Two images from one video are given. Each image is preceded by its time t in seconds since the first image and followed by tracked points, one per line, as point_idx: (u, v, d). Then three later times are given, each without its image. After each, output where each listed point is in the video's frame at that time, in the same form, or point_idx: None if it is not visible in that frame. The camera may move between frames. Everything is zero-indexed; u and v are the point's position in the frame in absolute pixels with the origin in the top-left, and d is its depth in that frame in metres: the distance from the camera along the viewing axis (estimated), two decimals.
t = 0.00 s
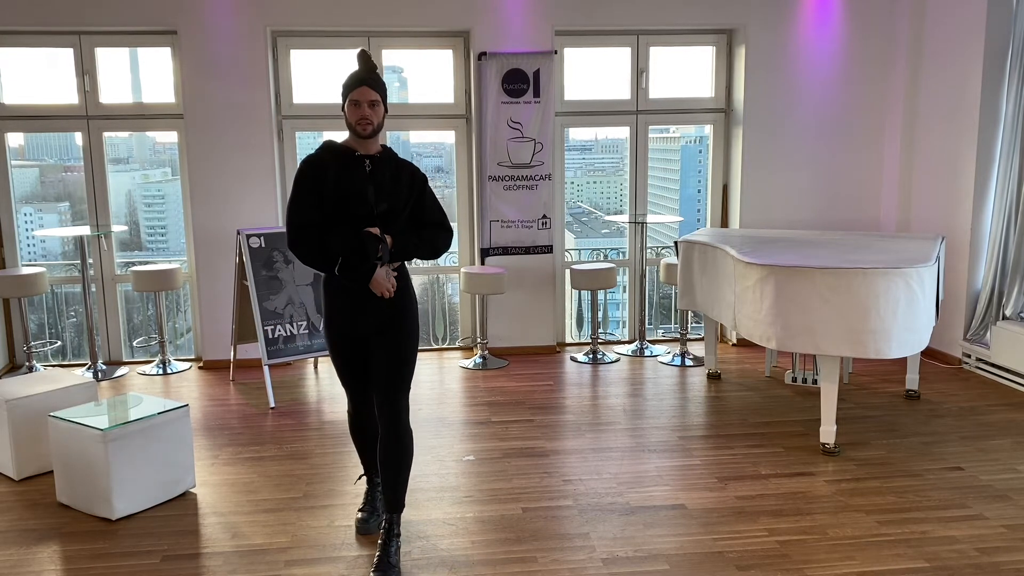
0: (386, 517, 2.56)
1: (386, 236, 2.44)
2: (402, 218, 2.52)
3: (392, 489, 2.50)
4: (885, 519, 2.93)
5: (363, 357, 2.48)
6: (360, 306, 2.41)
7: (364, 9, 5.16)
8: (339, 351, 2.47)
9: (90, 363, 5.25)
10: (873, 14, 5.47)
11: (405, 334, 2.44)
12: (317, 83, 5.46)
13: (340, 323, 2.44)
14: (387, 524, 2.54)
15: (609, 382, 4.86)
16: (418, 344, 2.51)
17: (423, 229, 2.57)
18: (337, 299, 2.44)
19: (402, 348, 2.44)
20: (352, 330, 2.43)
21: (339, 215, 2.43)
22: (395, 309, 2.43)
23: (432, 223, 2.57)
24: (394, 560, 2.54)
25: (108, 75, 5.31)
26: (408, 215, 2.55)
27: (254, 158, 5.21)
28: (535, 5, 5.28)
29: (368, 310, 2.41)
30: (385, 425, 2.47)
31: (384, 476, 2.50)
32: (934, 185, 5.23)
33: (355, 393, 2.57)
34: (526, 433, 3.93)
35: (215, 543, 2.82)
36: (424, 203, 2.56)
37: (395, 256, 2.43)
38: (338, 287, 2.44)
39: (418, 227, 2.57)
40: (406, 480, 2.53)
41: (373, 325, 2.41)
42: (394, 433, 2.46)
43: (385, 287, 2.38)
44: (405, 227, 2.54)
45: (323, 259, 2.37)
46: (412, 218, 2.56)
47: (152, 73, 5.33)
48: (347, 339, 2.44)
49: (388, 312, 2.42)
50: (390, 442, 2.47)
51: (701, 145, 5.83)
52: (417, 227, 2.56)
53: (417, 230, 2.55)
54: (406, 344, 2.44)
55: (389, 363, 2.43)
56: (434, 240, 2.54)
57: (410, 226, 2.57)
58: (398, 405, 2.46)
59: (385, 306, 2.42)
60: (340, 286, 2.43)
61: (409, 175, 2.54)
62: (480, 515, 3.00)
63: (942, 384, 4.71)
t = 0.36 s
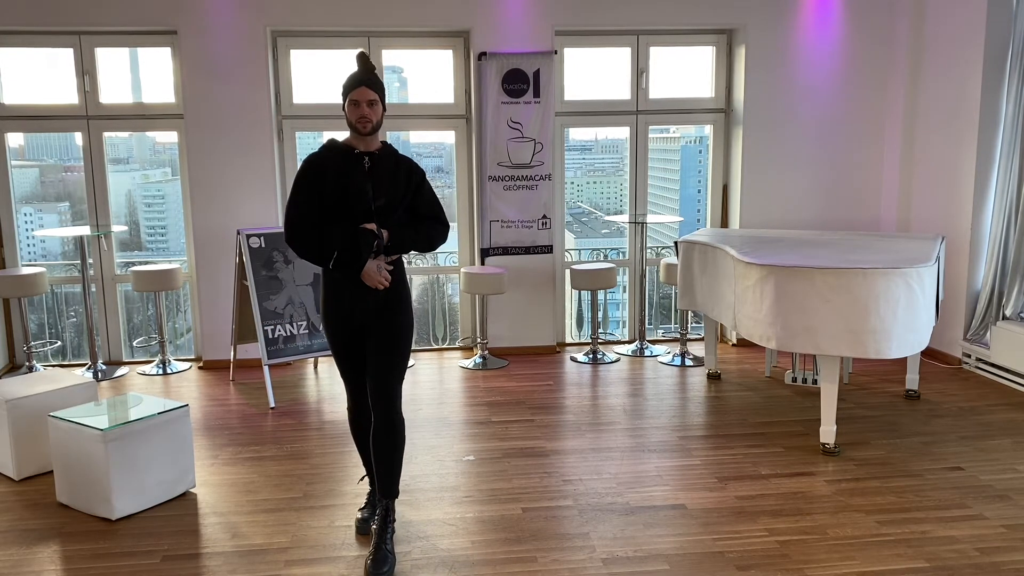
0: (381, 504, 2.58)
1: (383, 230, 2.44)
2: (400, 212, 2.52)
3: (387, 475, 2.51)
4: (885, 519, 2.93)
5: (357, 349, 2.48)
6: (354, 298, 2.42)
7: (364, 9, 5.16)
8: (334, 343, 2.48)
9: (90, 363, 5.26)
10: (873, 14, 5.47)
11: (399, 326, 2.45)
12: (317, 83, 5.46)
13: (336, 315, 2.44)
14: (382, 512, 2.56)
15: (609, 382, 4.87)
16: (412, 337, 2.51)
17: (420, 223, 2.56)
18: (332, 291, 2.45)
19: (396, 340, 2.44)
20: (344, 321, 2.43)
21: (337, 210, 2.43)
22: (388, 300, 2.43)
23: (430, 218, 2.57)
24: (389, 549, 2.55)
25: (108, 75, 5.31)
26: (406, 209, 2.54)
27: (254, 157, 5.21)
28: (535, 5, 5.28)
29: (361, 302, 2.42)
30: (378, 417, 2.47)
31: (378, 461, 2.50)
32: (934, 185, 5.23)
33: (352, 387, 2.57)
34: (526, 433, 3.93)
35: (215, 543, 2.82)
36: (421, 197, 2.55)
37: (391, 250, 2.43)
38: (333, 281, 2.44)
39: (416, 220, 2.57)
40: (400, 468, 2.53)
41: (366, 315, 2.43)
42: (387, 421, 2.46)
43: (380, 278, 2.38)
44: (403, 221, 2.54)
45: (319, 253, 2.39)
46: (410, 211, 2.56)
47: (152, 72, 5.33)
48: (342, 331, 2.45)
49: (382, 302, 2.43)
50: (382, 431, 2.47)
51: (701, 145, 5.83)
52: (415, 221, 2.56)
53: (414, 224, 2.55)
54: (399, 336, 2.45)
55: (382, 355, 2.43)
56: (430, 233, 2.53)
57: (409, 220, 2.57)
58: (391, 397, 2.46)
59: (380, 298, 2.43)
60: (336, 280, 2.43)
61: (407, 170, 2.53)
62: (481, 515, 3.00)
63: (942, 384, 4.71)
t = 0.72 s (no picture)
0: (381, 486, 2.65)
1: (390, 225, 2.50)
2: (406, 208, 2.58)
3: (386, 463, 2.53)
4: (885, 519, 2.93)
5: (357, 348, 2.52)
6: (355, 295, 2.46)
7: (364, 9, 5.16)
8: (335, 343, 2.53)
9: (90, 363, 5.26)
10: (873, 14, 5.47)
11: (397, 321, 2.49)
12: (317, 83, 5.46)
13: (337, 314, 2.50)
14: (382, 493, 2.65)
15: (609, 382, 4.86)
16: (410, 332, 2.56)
17: (426, 218, 2.63)
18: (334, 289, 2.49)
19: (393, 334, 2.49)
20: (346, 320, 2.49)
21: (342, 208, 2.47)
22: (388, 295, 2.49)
23: (436, 214, 2.64)
24: (394, 524, 2.69)
25: (108, 75, 5.31)
26: (411, 206, 2.61)
27: (254, 157, 5.21)
28: (535, 5, 5.28)
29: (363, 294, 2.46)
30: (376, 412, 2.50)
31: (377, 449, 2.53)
32: (934, 185, 5.23)
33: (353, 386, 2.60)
34: (526, 433, 3.93)
35: (215, 543, 2.82)
36: (427, 193, 2.62)
37: (397, 243, 2.49)
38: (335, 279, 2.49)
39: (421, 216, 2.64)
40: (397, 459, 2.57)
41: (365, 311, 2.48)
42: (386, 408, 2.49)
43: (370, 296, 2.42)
44: (408, 216, 2.60)
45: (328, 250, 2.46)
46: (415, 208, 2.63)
47: (152, 72, 5.33)
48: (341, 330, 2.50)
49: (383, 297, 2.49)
50: (381, 419, 2.50)
51: (701, 145, 5.83)
52: (421, 217, 2.63)
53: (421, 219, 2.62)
54: (398, 327, 2.50)
55: (378, 350, 2.47)
56: (436, 228, 2.60)
57: (415, 216, 2.63)
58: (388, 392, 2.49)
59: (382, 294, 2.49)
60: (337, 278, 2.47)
61: (413, 167, 2.61)
62: (480, 515, 3.00)
63: (942, 384, 4.71)
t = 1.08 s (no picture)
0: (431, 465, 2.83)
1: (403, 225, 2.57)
2: (420, 205, 2.63)
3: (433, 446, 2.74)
4: (885, 519, 2.93)
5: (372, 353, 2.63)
6: (373, 303, 2.57)
7: (363, 8, 5.16)
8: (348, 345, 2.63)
9: (90, 363, 5.26)
10: (873, 14, 5.47)
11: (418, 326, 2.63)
12: (317, 83, 5.46)
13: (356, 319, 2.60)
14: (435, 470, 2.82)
15: (609, 382, 4.87)
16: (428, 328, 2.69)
17: (441, 216, 2.67)
18: (350, 296, 2.58)
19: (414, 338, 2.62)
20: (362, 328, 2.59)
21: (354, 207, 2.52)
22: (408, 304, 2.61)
23: (451, 211, 2.68)
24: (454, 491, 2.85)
25: (108, 75, 5.31)
26: (426, 203, 2.66)
27: (255, 157, 5.21)
28: (535, 5, 5.28)
29: (380, 295, 2.56)
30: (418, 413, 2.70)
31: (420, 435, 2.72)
32: (934, 185, 5.23)
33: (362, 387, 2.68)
34: (526, 433, 3.93)
35: (215, 543, 2.82)
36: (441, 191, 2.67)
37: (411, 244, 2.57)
38: (354, 290, 2.57)
39: (436, 214, 2.67)
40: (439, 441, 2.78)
41: (384, 317, 2.60)
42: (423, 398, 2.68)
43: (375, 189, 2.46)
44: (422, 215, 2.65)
45: (354, 270, 2.57)
46: (431, 205, 2.67)
47: (152, 72, 5.33)
48: (358, 338, 2.61)
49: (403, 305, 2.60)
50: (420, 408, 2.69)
51: (701, 145, 5.83)
52: (436, 214, 2.67)
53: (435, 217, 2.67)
54: (418, 324, 2.63)
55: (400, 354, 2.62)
56: (450, 226, 2.65)
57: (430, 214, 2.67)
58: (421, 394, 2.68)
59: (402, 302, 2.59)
60: (357, 290, 2.57)
61: (427, 166, 2.66)
62: (480, 515, 3.00)
63: (942, 384, 4.71)
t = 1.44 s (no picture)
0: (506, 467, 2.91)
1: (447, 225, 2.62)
2: (462, 204, 2.67)
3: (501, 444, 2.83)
4: (885, 519, 2.93)
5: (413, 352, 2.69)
6: (423, 304, 2.64)
7: (363, 8, 5.16)
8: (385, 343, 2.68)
9: (90, 363, 5.26)
10: (873, 14, 5.47)
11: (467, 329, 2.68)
12: (317, 83, 5.46)
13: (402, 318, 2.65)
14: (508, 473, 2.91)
15: (609, 382, 4.87)
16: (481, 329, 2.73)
17: (484, 213, 2.67)
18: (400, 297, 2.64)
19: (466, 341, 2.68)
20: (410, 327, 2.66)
21: (398, 213, 2.53)
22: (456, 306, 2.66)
23: (494, 208, 2.67)
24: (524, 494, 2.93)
25: (108, 75, 5.31)
26: (468, 201, 2.67)
27: (255, 157, 5.21)
28: (534, 5, 5.28)
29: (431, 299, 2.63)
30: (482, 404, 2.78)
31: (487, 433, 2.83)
32: (934, 185, 5.23)
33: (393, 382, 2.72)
34: (526, 433, 3.93)
35: (215, 543, 2.82)
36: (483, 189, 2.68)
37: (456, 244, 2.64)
38: (402, 291, 2.64)
39: (480, 211, 2.68)
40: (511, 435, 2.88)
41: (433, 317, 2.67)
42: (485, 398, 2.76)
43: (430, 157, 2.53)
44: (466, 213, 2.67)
45: (402, 271, 2.63)
46: (474, 202, 2.68)
47: (152, 72, 5.33)
48: (401, 339, 2.66)
49: (451, 309, 2.65)
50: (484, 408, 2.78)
51: (701, 145, 5.83)
52: (480, 211, 2.67)
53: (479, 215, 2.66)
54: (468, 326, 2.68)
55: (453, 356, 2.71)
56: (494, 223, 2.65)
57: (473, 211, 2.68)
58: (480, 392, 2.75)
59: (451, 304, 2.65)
60: (404, 292, 2.63)
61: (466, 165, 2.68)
62: (481, 515, 3.00)
63: (942, 384, 4.71)
